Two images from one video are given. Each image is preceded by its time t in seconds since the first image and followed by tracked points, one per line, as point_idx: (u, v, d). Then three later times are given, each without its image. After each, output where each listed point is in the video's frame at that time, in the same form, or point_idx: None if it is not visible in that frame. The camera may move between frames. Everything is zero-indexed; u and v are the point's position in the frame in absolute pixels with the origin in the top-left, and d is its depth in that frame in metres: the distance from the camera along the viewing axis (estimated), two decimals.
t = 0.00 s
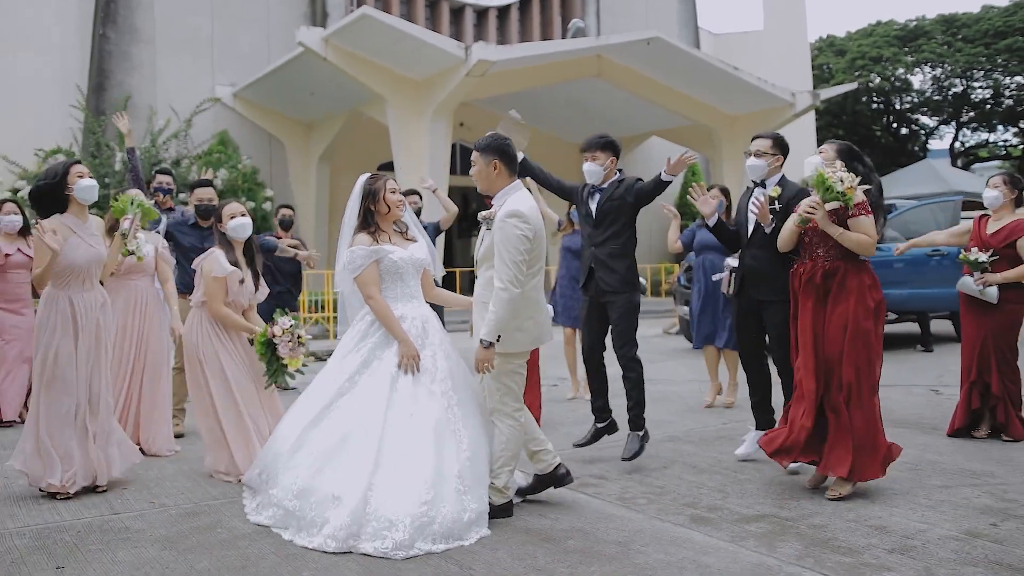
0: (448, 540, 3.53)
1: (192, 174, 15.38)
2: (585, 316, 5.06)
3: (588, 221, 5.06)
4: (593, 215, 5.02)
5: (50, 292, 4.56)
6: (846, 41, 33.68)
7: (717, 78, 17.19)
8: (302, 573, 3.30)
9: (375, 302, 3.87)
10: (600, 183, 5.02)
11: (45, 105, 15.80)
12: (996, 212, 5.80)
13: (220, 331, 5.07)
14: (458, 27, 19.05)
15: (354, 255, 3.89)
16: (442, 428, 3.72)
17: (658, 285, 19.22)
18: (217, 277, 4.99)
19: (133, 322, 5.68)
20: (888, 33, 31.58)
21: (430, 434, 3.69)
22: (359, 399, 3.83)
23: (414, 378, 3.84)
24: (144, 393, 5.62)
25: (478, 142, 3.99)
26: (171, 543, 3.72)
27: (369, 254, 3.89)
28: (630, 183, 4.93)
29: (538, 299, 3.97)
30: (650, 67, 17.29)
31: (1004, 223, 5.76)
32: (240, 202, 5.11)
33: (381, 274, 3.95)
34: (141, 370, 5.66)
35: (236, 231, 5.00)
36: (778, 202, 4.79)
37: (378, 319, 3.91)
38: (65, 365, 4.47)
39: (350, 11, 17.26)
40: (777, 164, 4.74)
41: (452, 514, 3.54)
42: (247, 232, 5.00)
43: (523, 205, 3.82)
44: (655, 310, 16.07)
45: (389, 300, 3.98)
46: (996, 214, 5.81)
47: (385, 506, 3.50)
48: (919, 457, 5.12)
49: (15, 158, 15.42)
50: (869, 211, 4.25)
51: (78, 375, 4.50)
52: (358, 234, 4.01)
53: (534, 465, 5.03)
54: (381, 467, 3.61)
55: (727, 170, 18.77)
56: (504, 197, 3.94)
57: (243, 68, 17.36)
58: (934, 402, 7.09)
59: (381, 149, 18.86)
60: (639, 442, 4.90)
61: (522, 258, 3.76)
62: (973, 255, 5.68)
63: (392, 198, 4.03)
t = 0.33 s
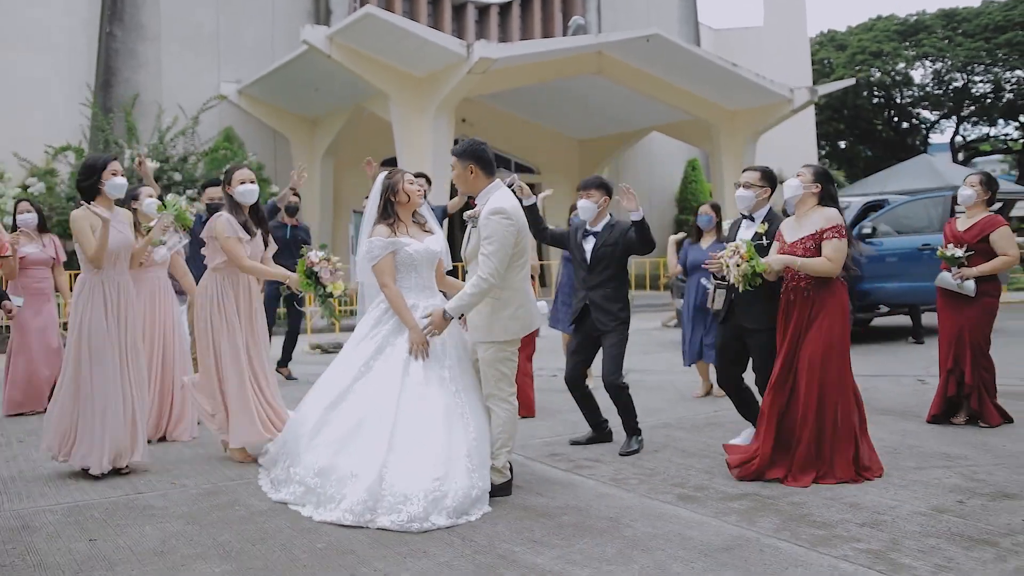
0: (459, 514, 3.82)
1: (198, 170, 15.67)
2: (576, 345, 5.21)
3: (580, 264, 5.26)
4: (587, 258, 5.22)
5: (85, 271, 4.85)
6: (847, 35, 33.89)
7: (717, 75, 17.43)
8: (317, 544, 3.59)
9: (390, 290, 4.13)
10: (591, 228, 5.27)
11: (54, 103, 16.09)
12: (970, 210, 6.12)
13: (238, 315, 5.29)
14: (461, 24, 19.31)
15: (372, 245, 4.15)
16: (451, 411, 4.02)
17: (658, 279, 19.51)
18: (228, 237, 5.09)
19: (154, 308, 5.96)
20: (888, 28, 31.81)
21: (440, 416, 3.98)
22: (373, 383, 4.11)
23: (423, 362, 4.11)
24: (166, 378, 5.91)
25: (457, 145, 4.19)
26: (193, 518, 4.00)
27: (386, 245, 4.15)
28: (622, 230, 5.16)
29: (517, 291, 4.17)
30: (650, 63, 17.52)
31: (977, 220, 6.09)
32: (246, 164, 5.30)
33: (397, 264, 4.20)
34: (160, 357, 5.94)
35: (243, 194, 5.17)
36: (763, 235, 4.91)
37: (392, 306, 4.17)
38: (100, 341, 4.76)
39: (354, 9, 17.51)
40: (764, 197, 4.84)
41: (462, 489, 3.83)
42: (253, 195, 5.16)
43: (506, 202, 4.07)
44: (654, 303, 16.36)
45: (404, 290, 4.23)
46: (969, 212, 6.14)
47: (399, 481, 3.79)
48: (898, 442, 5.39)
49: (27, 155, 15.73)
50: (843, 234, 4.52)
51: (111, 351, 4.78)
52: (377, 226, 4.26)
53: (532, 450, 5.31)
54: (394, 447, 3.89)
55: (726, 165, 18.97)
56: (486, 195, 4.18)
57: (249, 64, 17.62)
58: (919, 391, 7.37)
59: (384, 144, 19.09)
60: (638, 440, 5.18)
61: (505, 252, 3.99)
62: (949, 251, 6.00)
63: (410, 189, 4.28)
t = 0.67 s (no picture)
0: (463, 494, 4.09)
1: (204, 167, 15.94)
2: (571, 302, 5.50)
3: (573, 223, 5.52)
4: (581, 218, 5.47)
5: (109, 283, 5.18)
6: (848, 31, 34.08)
7: (716, 72, 17.68)
8: (328, 519, 3.86)
9: (399, 283, 4.39)
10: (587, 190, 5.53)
11: (62, 100, 16.42)
12: (949, 208, 6.40)
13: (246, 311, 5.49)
14: (462, 21, 19.54)
15: (386, 240, 4.41)
16: (454, 398, 4.29)
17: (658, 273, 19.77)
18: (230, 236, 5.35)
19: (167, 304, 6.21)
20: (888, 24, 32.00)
21: (444, 403, 4.25)
22: (383, 371, 4.38)
23: (429, 351, 4.38)
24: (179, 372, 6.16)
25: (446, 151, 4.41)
26: (209, 497, 4.28)
27: (400, 240, 4.40)
28: (616, 192, 5.40)
29: (509, 283, 4.40)
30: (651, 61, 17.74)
31: (955, 217, 6.37)
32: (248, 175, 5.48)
33: (410, 258, 4.46)
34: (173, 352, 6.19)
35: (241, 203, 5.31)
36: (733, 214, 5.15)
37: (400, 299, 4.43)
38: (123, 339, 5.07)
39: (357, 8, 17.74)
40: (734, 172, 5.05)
41: (464, 471, 4.11)
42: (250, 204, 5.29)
43: (496, 201, 4.32)
44: (654, 298, 16.63)
45: (413, 284, 4.48)
46: (948, 210, 6.42)
47: (406, 463, 4.08)
48: (879, 428, 5.66)
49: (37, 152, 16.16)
50: (815, 208, 4.72)
51: (132, 348, 5.08)
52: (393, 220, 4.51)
53: (530, 435, 5.58)
54: (402, 431, 4.16)
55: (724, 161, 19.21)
56: (474, 196, 4.41)
57: (253, 61, 17.86)
58: (905, 382, 7.63)
59: (387, 140, 19.32)
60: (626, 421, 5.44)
61: (499, 243, 4.24)
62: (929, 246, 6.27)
63: (427, 186, 4.53)
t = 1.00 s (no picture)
0: (464, 480, 4.33)
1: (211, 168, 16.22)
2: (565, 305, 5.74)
3: (567, 224, 5.77)
4: (576, 217, 5.70)
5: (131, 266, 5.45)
6: (849, 32, 34.26)
7: (717, 75, 17.93)
8: (337, 503, 4.11)
9: (406, 281, 4.65)
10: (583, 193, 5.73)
11: (71, 102, 16.76)
12: (933, 210, 6.64)
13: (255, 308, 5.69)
14: (466, 24, 19.80)
15: (394, 240, 4.66)
16: (455, 390, 4.55)
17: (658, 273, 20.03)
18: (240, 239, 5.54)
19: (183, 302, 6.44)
20: (890, 25, 32.20)
21: (446, 394, 4.51)
22: (388, 363, 4.65)
23: (432, 344, 4.64)
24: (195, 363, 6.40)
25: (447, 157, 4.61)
26: (224, 482, 4.53)
27: (406, 241, 4.66)
28: (608, 195, 5.62)
29: (505, 281, 4.63)
30: (651, 63, 17.97)
31: (941, 219, 6.60)
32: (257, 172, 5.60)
33: (416, 257, 4.71)
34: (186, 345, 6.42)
35: (250, 199, 5.54)
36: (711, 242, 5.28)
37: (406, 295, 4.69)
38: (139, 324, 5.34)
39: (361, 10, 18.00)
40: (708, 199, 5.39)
41: (466, 456, 4.36)
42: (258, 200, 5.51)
43: (493, 204, 4.56)
44: (654, 297, 16.88)
45: (419, 281, 4.73)
46: (934, 212, 6.65)
47: (412, 450, 4.34)
48: (863, 421, 5.90)
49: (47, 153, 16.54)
50: (799, 229, 5.00)
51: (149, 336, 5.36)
52: (400, 221, 4.76)
53: (528, 428, 5.84)
54: (405, 420, 4.43)
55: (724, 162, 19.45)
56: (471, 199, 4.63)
57: (259, 63, 18.11)
58: (893, 378, 7.88)
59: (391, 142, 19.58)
60: (617, 416, 5.69)
61: (497, 246, 4.47)
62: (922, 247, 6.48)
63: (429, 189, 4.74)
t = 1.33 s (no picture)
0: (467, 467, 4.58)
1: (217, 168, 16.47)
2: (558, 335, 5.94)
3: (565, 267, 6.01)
4: (574, 266, 5.95)
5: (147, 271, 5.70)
6: (850, 32, 34.43)
7: (716, 76, 18.14)
8: (345, 490, 4.35)
9: (407, 281, 4.88)
10: (579, 234, 6.00)
11: (79, 103, 17.07)
12: (923, 210, 6.86)
13: (263, 309, 5.90)
14: (468, 25, 20.02)
15: (395, 241, 4.89)
16: (457, 383, 4.78)
17: (658, 272, 20.27)
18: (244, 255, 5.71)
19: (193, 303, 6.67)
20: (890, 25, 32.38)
21: (449, 387, 4.75)
22: (394, 358, 4.88)
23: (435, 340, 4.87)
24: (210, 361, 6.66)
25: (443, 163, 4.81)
26: (236, 471, 4.77)
27: (407, 241, 4.89)
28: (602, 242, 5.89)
29: (502, 279, 4.86)
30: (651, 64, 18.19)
31: (932, 220, 6.83)
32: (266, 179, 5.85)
33: (417, 257, 4.93)
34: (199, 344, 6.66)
35: (261, 203, 5.78)
36: (712, 208, 5.53)
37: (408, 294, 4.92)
38: (154, 323, 5.60)
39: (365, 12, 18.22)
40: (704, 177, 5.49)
41: (468, 445, 4.60)
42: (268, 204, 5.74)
43: (488, 207, 4.78)
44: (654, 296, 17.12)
45: (420, 281, 4.96)
46: (924, 212, 6.88)
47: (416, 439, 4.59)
48: (849, 415, 6.13)
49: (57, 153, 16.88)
50: (787, 224, 5.23)
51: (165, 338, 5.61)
52: (401, 223, 4.98)
53: (526, 421, 6.08)
54: (411, 412, 4.67)
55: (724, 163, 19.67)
56: (468, 203, 4.85)
57: (264, 64, 18.34)
58: (883, 375, 8.10)
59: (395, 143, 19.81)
60: (616, 412, 5.92)
61: (493, 247, 4.71)
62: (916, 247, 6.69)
63: (426, 193, 4.95)
